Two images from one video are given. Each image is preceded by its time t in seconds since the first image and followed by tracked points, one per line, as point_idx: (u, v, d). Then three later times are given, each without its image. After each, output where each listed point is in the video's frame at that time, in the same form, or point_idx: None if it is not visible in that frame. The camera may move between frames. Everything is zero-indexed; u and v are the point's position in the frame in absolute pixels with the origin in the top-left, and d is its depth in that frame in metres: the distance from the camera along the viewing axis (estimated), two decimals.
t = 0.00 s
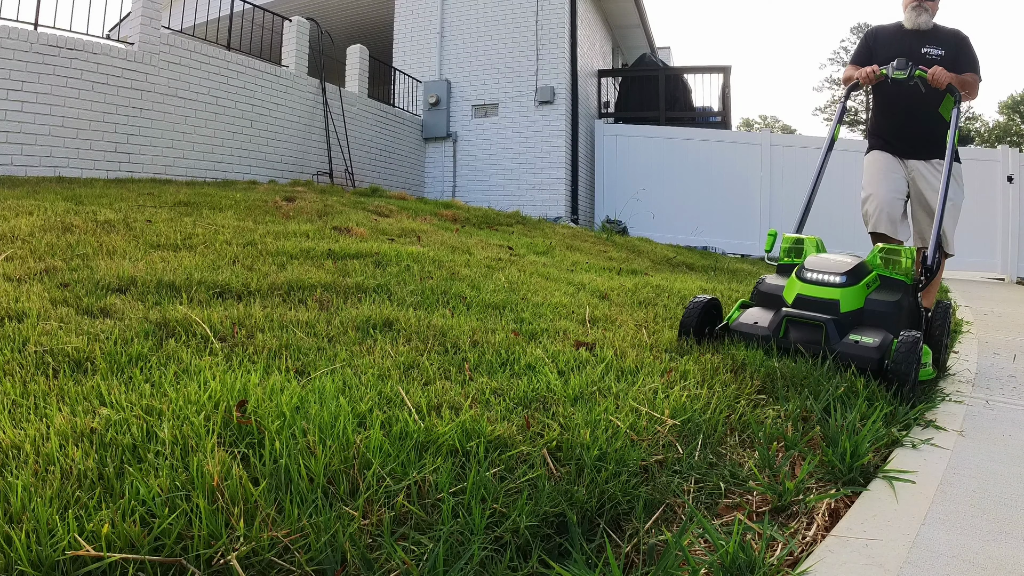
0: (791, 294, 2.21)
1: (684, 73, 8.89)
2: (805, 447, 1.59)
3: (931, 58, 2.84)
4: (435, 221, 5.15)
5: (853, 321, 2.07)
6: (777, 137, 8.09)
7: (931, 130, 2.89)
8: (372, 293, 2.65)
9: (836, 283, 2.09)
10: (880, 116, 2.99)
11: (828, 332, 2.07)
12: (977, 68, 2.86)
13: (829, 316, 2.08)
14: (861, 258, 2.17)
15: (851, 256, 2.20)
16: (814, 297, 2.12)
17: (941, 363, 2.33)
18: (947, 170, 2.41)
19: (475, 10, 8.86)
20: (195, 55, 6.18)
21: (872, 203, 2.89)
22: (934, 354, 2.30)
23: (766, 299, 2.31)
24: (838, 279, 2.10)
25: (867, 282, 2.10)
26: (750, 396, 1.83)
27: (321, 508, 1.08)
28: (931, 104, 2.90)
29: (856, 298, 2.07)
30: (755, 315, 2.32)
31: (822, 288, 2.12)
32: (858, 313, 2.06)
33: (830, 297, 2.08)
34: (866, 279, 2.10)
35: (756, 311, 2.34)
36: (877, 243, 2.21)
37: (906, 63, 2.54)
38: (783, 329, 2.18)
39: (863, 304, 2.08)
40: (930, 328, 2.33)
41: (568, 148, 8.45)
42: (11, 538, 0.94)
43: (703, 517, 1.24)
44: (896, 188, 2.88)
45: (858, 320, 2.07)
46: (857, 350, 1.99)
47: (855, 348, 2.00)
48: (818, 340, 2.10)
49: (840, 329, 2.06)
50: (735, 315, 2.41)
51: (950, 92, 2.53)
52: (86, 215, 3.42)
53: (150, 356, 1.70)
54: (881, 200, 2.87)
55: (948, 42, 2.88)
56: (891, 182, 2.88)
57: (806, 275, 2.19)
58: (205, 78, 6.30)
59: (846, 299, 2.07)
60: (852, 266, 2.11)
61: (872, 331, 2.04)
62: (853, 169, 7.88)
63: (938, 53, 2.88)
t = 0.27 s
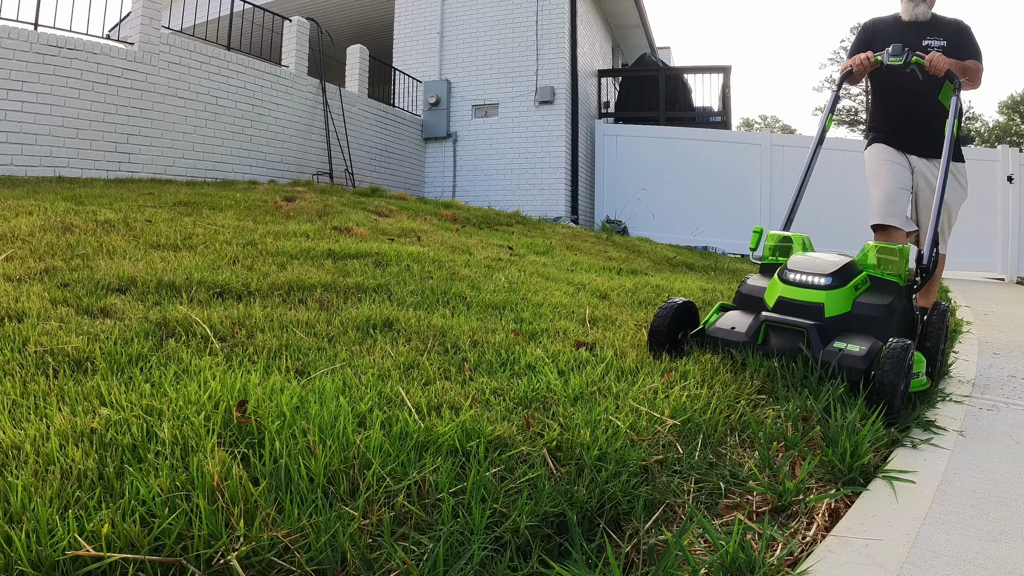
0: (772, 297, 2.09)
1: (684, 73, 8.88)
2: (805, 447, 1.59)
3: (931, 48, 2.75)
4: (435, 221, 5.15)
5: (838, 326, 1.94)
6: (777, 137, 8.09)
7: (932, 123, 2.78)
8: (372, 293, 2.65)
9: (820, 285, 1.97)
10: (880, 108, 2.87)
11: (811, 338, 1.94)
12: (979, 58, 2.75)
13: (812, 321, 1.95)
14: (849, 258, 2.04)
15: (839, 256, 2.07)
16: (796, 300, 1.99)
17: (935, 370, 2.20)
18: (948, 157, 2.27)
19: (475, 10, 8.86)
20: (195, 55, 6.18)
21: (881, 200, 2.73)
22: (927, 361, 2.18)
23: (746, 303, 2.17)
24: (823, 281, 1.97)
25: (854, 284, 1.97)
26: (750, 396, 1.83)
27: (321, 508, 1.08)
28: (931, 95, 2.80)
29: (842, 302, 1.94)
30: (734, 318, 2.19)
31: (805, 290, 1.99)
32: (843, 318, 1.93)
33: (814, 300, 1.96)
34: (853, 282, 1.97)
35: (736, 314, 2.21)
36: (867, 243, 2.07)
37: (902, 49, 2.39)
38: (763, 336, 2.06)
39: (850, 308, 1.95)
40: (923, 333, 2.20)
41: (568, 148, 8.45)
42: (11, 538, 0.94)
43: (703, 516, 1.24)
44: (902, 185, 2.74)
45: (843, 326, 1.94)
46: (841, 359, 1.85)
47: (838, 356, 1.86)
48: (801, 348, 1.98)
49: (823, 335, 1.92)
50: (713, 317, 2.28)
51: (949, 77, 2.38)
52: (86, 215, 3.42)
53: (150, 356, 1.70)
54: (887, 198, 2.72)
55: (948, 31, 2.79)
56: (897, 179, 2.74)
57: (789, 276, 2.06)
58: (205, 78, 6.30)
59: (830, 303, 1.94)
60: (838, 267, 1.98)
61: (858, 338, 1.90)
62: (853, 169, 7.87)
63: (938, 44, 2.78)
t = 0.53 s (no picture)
0: (750, 302, 1.94)
1: (684, 73, 8.88)
2: (805, 447, 1.58)
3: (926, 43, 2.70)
4: (435, 221, 5.15)
5: (821, 335, 1.79)
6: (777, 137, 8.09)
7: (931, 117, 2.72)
8: (372, 293, 2.65)
9: (803, 289, 1.82)
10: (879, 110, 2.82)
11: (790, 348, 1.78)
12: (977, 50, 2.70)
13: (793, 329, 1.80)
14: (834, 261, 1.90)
15: (823, 259, 1.93)
16: (777, 305, 1.84)
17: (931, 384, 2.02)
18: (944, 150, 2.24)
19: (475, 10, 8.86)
20: (195, 55, 6.19)
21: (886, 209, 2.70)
22: (919, 376, 2.01)
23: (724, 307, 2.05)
24: (807, 285, 1.82)
25: (840, 289, 1.83)
26: (750, 396, 1.83)
27: (321, 508, 1.08)
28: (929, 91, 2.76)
29: (826, 308, 1.79)
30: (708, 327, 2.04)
31: (788, 294, 1.84)
32: (827, 326, 1.78)
33: (797, 306, 1.81)
34: (839, 287, 1.83)
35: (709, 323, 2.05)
36: (854, 244, 1.95)
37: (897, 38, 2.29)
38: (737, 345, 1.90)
39: (835, 315, 1.80)
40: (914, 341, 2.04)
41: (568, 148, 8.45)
42: (12, 538, 0.94)
43: (703, 517, 1.24)
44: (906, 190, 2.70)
45: (827, 335, 1.79)
46: (825, 371, 1.70)
47: (821, 368, 1.71)
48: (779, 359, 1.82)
49: (805, 345, 1.77)
50: (683, 327, 2.13)
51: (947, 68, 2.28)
52: (86, 215, 3.42)
53: (150, 356, 1.70)
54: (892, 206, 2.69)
55: (943, 26, 2.75)
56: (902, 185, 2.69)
57: (769, 279, 1.91)
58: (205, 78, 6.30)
59: (815, 309, 1.79)
60: (823, 270, 1.84)
61: (844, 349, 1.75)
62: (853, 169, 7.88)
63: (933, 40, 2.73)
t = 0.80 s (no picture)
0: (727, 302, 1.84)
1: (684, 73, 8.88)
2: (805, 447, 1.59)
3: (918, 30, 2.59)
4: (435, 221, 5.15)
5: (802, 339, 1.68)
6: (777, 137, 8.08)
7: (926, 110, 2.63)
8: (372, 293, 2.65)
9: (784, 287, 1.72)
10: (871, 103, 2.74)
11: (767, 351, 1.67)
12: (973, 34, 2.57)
13: (772, 330, 1.69)
14: (818, 259, 1.81)
15: (807, 258, 1.84)
16: (754, 305, 1.74)
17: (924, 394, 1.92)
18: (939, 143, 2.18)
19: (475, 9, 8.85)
20: (195, 55, 6.18)
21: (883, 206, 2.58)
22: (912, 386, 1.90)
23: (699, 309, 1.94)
24: (788, 283, 1.72)
25: (823, 288, 1.73)
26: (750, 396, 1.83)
27: (321, 507, 1.08)
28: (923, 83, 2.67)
29: (808, 309, 1.69)
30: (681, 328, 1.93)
31: (767, 293, 1.74)
32: (808, 329, 1.68)
33: (776, 305, 1.71)
34: (823, 287, 1.73)
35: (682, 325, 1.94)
36: (839, 242, 1.86)
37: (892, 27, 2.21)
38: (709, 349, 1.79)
39: (818, 317, 1.70)
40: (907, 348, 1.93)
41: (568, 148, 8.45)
42: (11, 538, 0.94)
43: (703, 517, 1.24)
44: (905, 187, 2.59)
45: (808, 339, 1.68)
46: (805, 378, 1.58)
47: (801, 375, 1.59)
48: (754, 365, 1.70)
49: (784, 348, 1.66)
50: (653, 328, 2.02)
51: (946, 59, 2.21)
52: (86, 215, 3.42)
53: (150, 356, 1.70)
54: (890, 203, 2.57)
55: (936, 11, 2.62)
56: (902, 180, 2.59)
57: (748, 277, 1.82)
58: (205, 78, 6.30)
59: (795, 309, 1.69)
60: (806, 268, 1.75)
61: (826, 355, 1.64)
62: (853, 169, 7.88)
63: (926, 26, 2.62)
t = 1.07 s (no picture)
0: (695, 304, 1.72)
1: (684, 73, 8.88)
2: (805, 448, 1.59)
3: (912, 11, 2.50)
4: (435, 221, 5.15)
5: (777, 345, 1.56)
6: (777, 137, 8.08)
7: (917, 97, 2.53)
8: (372, 293, 2.65)
9: (757, 288, 1.62)
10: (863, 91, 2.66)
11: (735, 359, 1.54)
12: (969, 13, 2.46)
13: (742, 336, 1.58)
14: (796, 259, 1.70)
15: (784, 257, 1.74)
16: (725, 308, 1.63)
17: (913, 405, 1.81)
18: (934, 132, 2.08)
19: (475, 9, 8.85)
20: (195, 55, 6.18)
21: (871, 203, 2.57)
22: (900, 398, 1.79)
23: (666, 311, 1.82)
24: (762, 284, 1.62)
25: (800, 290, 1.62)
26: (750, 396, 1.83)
27: (321, 508, 1.08)
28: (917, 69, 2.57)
29: (782, 312, 1.58)
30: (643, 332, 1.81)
31: (739, 295, 1.63)
32: (783, 334, 1.56)
33: (748, 307, 1.60)
34: (799, 289, 1.63)
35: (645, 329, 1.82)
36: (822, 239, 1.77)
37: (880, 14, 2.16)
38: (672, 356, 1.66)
39: (792, 322, 1.58)
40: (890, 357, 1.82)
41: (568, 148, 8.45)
42: (12, 538, 0.94)
43: (703, 517, 1.24)
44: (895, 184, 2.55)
45: (783, 345, 1.56)
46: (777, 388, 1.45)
47: (772, 387, 1.46)
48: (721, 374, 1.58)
49: (753, 356, 1.54)
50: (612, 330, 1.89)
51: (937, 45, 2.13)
52: (86, 215, 3.42)
53: (150, 356, 1.70)
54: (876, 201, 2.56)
55: None
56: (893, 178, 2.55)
57: (719, 278, 1.71)
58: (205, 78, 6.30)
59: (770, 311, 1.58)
60: (781, 269, 1.65)
61: (802, 363, 1.52)
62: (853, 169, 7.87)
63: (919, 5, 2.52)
